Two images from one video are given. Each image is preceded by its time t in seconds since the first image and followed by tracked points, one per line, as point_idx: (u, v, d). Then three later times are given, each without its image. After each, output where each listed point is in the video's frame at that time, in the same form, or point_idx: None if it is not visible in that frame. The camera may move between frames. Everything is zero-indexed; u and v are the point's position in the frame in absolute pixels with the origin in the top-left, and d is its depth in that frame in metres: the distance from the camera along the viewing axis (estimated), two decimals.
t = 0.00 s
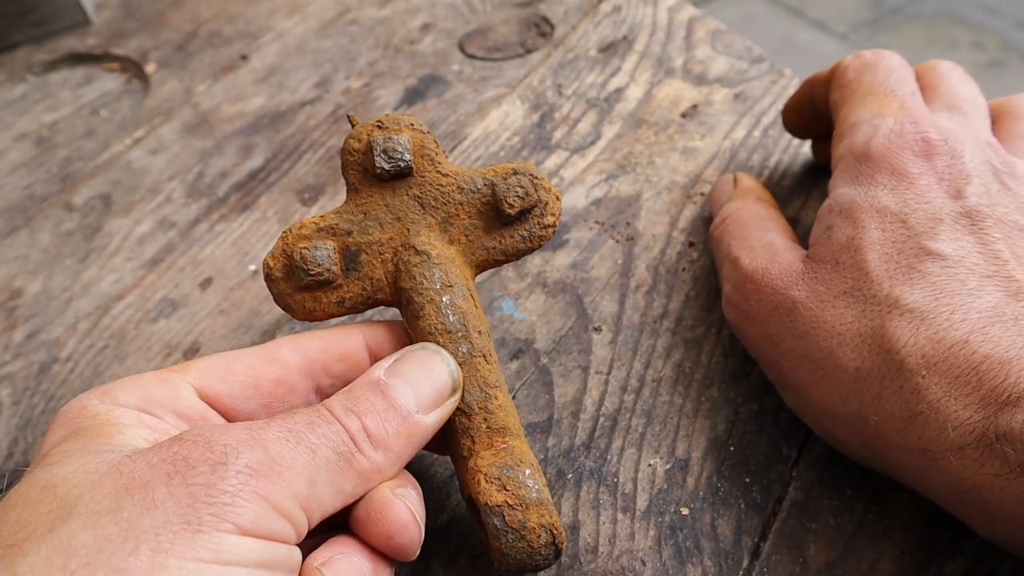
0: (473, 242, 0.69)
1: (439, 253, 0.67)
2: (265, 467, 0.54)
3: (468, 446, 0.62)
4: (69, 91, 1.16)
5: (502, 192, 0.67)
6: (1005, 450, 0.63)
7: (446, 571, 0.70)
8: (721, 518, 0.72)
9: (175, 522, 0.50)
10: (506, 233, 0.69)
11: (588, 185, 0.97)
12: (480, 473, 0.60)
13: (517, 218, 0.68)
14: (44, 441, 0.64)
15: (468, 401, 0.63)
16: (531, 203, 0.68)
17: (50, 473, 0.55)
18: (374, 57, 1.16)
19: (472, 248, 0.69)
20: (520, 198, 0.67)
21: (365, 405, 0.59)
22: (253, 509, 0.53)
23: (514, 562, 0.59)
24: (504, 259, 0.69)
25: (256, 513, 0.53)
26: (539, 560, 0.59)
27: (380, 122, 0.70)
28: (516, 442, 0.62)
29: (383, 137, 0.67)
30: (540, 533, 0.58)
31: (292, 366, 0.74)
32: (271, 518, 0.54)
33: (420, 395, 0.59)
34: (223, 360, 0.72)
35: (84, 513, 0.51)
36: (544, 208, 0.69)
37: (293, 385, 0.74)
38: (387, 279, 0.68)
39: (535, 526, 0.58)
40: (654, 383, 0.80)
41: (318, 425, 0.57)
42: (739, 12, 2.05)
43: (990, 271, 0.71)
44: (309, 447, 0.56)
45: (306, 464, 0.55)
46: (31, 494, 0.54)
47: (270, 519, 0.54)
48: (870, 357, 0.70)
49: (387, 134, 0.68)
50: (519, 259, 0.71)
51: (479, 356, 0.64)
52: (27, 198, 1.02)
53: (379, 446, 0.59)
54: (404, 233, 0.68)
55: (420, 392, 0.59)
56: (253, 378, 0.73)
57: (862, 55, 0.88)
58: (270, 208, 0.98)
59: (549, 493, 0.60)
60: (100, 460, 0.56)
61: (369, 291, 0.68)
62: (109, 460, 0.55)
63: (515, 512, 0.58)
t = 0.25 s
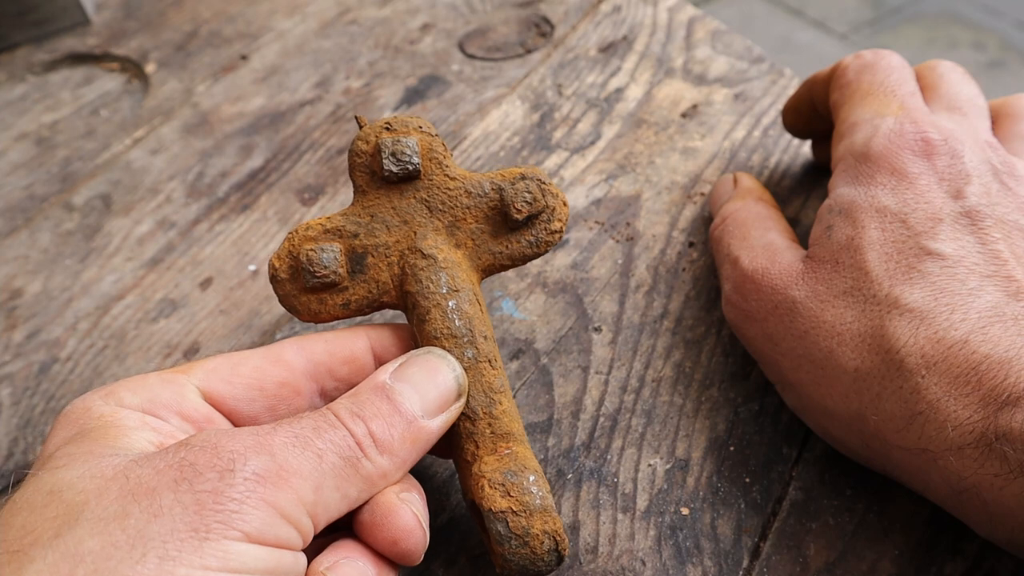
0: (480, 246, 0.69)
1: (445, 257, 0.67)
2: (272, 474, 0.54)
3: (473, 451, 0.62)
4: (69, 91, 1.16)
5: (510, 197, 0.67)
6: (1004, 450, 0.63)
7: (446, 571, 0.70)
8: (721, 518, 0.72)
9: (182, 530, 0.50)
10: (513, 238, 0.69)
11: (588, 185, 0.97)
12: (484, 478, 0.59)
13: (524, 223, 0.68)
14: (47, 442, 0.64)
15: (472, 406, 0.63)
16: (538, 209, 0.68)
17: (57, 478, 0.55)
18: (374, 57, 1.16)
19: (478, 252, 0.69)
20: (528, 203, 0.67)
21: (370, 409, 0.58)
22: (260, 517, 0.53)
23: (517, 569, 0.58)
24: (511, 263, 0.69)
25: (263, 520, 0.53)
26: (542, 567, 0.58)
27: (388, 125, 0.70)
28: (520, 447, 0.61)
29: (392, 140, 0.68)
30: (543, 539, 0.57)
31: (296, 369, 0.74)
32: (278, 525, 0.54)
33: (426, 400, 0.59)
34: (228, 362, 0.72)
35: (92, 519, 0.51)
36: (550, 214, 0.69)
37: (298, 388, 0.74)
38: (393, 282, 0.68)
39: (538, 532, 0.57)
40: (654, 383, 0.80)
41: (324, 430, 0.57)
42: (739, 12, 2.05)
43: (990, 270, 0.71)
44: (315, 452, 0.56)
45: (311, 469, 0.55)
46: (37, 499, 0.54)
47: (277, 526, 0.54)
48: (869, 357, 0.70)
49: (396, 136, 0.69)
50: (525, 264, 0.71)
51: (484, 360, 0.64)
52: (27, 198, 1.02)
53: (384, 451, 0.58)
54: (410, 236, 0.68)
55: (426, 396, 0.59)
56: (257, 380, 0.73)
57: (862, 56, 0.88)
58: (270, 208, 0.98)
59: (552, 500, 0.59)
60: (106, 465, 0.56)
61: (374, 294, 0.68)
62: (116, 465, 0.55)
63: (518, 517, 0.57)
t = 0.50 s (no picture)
0: (478, 246, 0.69)
1: (444, 257, 0.67)
2: (267, 472, 0.54)
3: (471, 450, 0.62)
4: (69, 91, 1.16)
5: (507, 196, 0.67)
6: (1002, 452, 0.63)
7: (446, 570, 0.70)
8: (721, 518, 0.72)
9: (176, 528, 0.50)
10: (511, 238, 0.69)
11: (588, 185, 0.97)
12: (482, 477, 0.59)
13: (522, 223, 0.68)
14: (45, 441, 0.64)
15: (470, 405, 0.62)
16: (536, 208, 0.68)
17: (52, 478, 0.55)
18: (374, 57, 1.16)
19: (477, 253, 0.69)
20: (526, 202, 0.67)
21: (368, 408, 0.58)
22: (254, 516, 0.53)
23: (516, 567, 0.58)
24: (509, 264, 0.69)
25: (257, 519, 0.53)
26: (541, 566, 0.58)
27: (386, 127, 0.71)
28: (519, 446, 0.61)
29: (390, 141, 0.68)
30: (542, 537, 0.57)
31: (295, 368, 0.74)
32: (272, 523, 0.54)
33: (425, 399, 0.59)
34: (227, 362, 0.72)
35: (86, 518, 0.51)
36: (548, 214, 0.69)
37: (296, 388, 0.74)
38: (392, 282, 0.68)
39: (537, 530, 0.57)
40: (654, 383, 0.80)
41: (320, 428, 0.57)
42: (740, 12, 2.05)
43: (988, 271, 0.71)
44: (311, 451, 0.56)
45: (307, 467, 0.55)
46: (33, 498, 0.54)
47: (271, 524, 0.54)
48: (867, 359, 0.70)
49: (394, 138, 0.69)
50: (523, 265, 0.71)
51: (483, 360, 0.64)
52: (27, 198, 1.02)
53: (381, 449, 0.58)
54: (409, 236, 0.68)
55: (425, 395, 0.59)
56: (255, 380, 0.73)
57: (858, 56, 0.88)
58: (270, 208, 0.98)
59: (551, 498, 0.59)
60: (102, 465, 0.56)
61: (374, 294, 0.68)
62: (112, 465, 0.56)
63: (517, 516, 0.57)
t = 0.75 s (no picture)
0: (490, 263, 0.68)
1: (454, 272, 0.67)
2: (246, 480, 0.53)
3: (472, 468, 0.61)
4: (69, 91, 1.16)
5: (521, 214, 0.67)
6: (1002, 452, 0.63)
7: (446, 571, 0.70)
8: (721, 518, 0.72)
9: (148, 538, 0.50)
10: (524, 257, 0.68)
11: (588, 185, 0.97)
12: (482, 496, 0.58)
13: (535, 242, 0.68)
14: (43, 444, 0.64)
15: (474, 422, 0.62)
16: (551, 229, 0.68)
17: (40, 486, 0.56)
18: (374, 57, 1.16)
19: (488, 270, 0.68)
20: (539, 221, 0.67)
21: (366, 418, 0.59)
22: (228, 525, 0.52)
23: None
24: (521, 283, 0.69)
25: (232, 529, 0.52)
26: None
27: (403, 143, 0.71)
28: (521, 467, 0.60)
29: (407, 156, 0.68)
30: (540, 560, 0.56)
31: (296, 378, 0.74)
32: (249, 533, 0.53)
33: (426, 412, 0.59)
34: (227, 369, 0.72)
35: (63, 527, 0.51)
36: (561, 235, 0.68)
37: (296, 397, 0.74)
38: (401, 295, 0.67)
39: (535, 552, 0.56)
40: (654, 383, 0.80)
41: (313, 437, 0.57)
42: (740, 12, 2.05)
43: (988, 271, 0.71)
44: (301, 459, 0.56)
45: (294, 476, 0.55)
46: (20, 507, 0.55)
47: (250, 534, 0.53)
48: (867, 359, 0.70)
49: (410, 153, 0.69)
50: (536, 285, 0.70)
51: (488, 377, 0.64)
52: (27, 198, 1.02)
53: (375, 461, 0.58)
54: (420, 251, 0.68)
55: (426, 409, 0.59)
56: (255, 387, 0.73)
57: (859, 57, 0.88)
58: (270, 208, 0.98)
59: (552, 520, 0.58)
60: (85, 472, 0.56)
61: (382, 307, 0.67)
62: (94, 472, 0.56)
63: (516, 536, 0.56)
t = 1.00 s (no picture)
0: (497, 269, 0.68)
1: (461, 277, 0.66)
2: (236, 483, 0.53)
3: (473, 475, 0.60)
4: (69, 91, 1.16)
5: (530, 220, 0.66)
6: (1001, 452, 0.63)
7: (446, 571, 0.70)
8: (721, 518, 0.72)
9: (135, 540, 0.50)
10: (532, 264, 0.67)
11: (588, 185, 0.97)
12: (482, 502, 0.57)
13: (543, 249, 0.67)
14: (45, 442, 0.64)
15: (476, 428, 0.61)
16: (560, 237, 0.67)
17: (33, 485, 0.56)
18: (374, 57, 1.16)
19: (495, 276, 0.67)
20: (548, 228, 0.66)
21: (364, 422, 0.58)
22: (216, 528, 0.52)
23: None
24: (528, 291, 0.68)
25: (219, 532, 0.52)
26: None
27: (415, 148, 0.71)
28: (524, 474, 0.59)
29: (417, 160, 0.68)
30: (540, 568, 0.55)
31: (296, 381, 0.73)
32: (238, 536, 0.53)
33: (425, 418, 0.58)
34: (228, 371, 0.72)
35: (51, 527, 0.52)
36: (571, 243, 0.68)
37: (296, 400, 0.73)
38: (406, 299, 0.67)
39: (534, 560, 0.55)
40: (654, 383, 0.80)
41: (308, 439, 0.56)
42: (740, 12, 2.05)
43: (986, 271, 0.71)
44: (294, 460, 0.55)
45: (286, 478, 0.55)
46: (12, 505, 0.55)
47: (239, 537, 0.53)
48: (866, 359, 0.70)
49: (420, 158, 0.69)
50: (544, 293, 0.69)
51: (492, 383, 0.63)
52: (28, 198, 1.02)
53: (373, 465, 0.58)
54: (427, 255, 0.67)
55: (426, 414, 0.58)
56: (255, 390, 0.72)
57: (857, 57, 0.89)
58: (270, 208, 0.98)
59: (553, 528, 0.57)
60: (77, 472, 0.56)
61: (386, 310, 0.66)
62: (86, 473, 0.56)
63: (515, 543, 0.55)
